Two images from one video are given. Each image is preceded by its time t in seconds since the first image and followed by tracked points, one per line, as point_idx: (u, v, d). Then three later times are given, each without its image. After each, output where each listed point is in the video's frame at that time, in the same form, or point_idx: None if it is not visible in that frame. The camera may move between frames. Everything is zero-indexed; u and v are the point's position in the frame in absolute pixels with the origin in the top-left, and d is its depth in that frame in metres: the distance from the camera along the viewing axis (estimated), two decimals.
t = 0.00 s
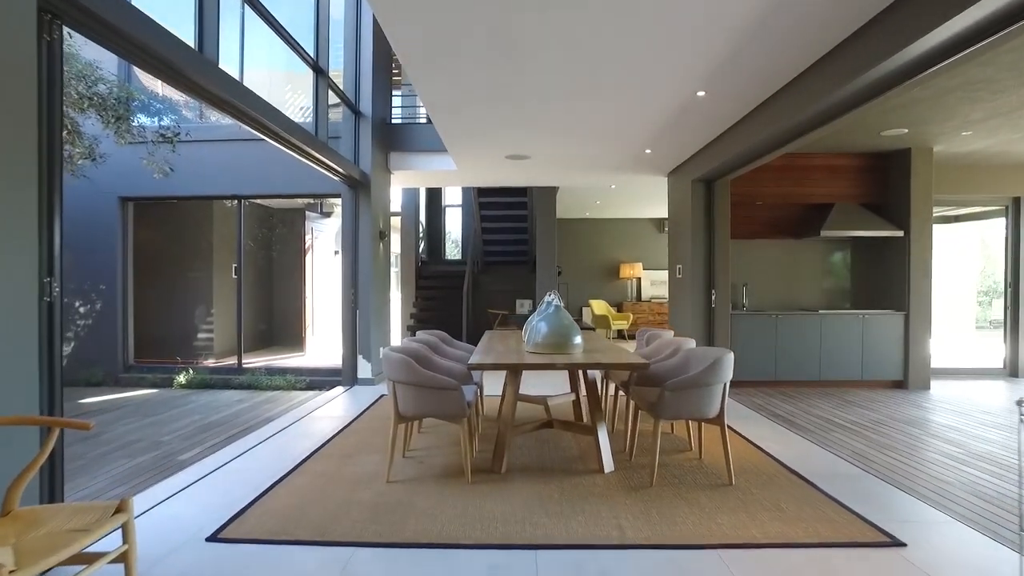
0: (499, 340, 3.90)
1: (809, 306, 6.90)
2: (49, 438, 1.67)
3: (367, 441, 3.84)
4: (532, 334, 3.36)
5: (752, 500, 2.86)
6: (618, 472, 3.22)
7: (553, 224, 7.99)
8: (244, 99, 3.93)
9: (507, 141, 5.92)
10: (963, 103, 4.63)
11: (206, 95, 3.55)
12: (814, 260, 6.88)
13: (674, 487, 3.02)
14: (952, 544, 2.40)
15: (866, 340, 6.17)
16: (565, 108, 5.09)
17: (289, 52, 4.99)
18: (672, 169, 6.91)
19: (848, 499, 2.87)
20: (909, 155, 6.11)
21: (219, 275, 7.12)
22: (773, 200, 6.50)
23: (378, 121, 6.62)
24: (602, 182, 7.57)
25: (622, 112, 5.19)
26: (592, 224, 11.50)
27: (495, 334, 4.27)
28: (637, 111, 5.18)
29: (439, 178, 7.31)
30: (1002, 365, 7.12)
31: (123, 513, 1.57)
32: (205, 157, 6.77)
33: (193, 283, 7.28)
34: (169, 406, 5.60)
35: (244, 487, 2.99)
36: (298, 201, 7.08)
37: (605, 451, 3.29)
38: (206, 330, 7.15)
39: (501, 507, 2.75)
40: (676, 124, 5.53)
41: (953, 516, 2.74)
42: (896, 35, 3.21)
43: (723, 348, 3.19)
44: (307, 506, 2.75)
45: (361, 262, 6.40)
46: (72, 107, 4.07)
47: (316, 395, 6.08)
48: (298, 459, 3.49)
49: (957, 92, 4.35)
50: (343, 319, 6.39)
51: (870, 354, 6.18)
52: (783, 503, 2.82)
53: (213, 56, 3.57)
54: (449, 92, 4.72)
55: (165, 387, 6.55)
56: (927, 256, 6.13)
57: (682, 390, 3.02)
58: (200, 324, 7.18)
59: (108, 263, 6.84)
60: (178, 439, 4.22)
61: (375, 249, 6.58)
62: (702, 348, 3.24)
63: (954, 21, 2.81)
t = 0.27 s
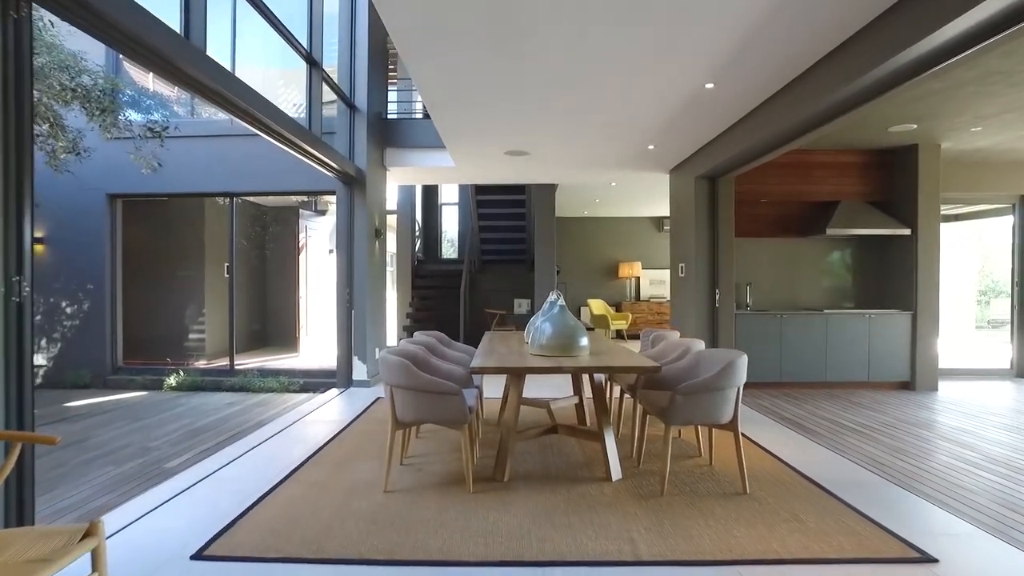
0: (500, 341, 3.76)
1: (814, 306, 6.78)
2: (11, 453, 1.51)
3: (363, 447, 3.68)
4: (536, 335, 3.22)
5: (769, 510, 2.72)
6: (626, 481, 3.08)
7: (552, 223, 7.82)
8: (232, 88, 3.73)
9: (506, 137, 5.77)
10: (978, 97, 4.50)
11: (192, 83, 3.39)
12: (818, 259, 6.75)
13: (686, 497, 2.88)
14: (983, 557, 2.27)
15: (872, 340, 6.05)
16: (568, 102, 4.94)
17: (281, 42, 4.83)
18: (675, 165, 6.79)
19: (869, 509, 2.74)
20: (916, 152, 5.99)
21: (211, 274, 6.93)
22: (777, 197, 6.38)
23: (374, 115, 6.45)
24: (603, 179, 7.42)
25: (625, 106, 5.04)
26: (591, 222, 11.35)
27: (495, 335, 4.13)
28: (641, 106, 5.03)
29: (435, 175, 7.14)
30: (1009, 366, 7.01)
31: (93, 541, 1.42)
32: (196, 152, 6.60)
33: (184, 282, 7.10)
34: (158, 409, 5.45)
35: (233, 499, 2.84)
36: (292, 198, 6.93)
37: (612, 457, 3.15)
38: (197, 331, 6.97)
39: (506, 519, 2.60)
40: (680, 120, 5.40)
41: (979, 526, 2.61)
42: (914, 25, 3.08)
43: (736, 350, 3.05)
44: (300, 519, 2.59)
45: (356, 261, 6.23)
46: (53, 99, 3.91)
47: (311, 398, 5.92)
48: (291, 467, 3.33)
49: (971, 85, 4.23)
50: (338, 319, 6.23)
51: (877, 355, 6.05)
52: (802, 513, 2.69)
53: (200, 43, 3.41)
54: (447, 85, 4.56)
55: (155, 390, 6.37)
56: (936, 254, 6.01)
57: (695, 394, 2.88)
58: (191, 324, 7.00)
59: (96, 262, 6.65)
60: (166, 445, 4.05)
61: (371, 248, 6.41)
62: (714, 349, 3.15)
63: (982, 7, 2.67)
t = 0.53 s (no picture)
0: (505, 344, 3.61)
1: (821, 306, 6.64)
2: None
3: (362, 456, 3.52)
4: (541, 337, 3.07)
5: (792, 524, 2.57)
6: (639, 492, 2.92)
7: (554, 221, 7.66)
8: (219, 75, 3.54)
9: (508, 133, 5.61)
10: (996, 92, 4.35)
11: (181, 73, 3.23)
12: (826, 259, 6.61)
13: (703, 509, 2.73)
14: None
15: (883, 342, 5.90)
16: (572, 96, 4.78)
17: (276, 33, 4.68)
18: (680, 163, 6.65)
19: (897, 523, 2.59)
20: (927, 149, 5.85)
21: (205, 274, 6.78)
22: (785, 195, 6.23)
23: (372, 111, 6.29)
24: (606, 177, 7.28)
25: (632, 101, 4.89)
26: (592, 221, 11.20)
27: (498, 339, 3.97)
28: (648, 101, 4.88)
29: (435, 172, 6.97)
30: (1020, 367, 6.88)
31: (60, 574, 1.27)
32: (190, 149, 6.43)
33: (178, 282, 6.93)
34: (150, 412, 5.30)
35: (224, 513, 2.68)
36: (287, 196, 6.77)
37: (624, 467, 3.00)
38: (191, 332, 6.82)
39: (514, 535, 2.45)
40: (688, 116, 5.25)
41: (1015, 541, 2.47)
42: (941, 13, 2.93)
43: (755, 354, 2.91)
44: (295, 536, 2.43)
45: (354, 260, 6.06)
46: (38, 91, 3.76)
47: (307, 402, 5.76)
48: (286, 477, 3.18)
49: (990, 80, 4.09)
50: (335, 320, 6.06)
51: (888, 357, 5.91)
52: (827, 528, 2.54)
53: (189, 30, 3.25)
54: (449, 79, 4.40)
55: (147, 393, 6.19)
56: (947, 254, 5.88)
57: (713, 400, 2.74)
58: (184, 324, 6.86)
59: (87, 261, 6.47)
60: (156, 451, 3.89)
61: (369, 247, 6.25)
62: (730, 354, 3.04)
63: None
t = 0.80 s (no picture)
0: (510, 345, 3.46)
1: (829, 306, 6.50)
2: None
3: (362, 463, 3.36)
4: (552, 340, 2.94)
5: (822, 537, 2.41)
6: (656, 502, 2.76)
7: (556, 219, 7.49)
8: (214, 62, 3.37)
9: (511, 127, 5.45)
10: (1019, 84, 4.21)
11: (171, 59, 3.07)
12: (836, 257, 6.46)
13: (726, 521, 2.57)
14: None
15: (895, 342, 5.76)
16: (580, 89, 4.63)
17: (272, 22, 4.53)
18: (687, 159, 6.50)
19: (933, 535, 2.44)
20: (941, 144, 5.71)
21: (199, 272, 6.60)
22: (795, 192, 6.08)
23: (371, 105, 6.12)
24: (609, 173, 7.12)
25: (641, 94, 4.74)
26: (593, 220, 11.05)
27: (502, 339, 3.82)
28: (657, 95, 4.73)
29: (435, 168, 6.81)
30: None
31: None
32: (182, 143, 6.24)
33: (171, 281, 6.75)
34: (142, 415, 5.13)
35: (215, 526, 2.51)
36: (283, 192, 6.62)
37: (639, 475, 2.84)
38: (184, 332, 6.64)
39: (527, 550, 2.29)
40: (697, 110, 5.10)
41: None
42: None
43: (779, 356, 2.75)
44: (292, 551, 2.27)
45: (353, 258, 5.89)
46: (22, 81, 3.59)
47: (304, 404, 5.59)
48: (283, 486, 3.01)
49: (1014, 71, 3.95)
50: (332, 320, 5.90)
51: (900, 357, 5.76)
52: (860, 541, 2.38)
53: (180, 14, 3.08)
54: (453, 70, 4.24)
55: (139, 395, 6.00)
56: (961, 252, 5.74)
57: (736, 405, 2.58)
58: (178, 325, 6.67)
59: (77, 260, 6.28)
60: (145, 458, 3.72)
61: (368, 245, 6.08)
62: (750, 355, 2.92)
63: None
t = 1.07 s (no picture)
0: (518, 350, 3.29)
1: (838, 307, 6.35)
2: None
3: (362, 474, 3.19)
4: (563, 344, 2.77)
5: (857, 558, 2.26)
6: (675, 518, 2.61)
7: (558, 218, 7.33)
8: (205, 51, 3.18)
9: (514, 124, 5.28)
10: None
11: (160, 48, 2.89)
12: (845, 257, 6.32)
13: (751, 539, 2.42)
14: None
15: (907, 344, 5.61)
16: (586, 85, 4.47)
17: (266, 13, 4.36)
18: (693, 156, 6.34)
19: (969, 552, 2.29)
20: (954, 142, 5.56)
21: (192, 272, 6.42)
22: (804, 192, 5.92)
23: (369, 101, 5.95)
24: (613, 171, 6.96)
25: (649, 90, 4.58)
26: (593, 219, 10.89)
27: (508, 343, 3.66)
28: (663, 91, 4.57)
29: (434, 166, 6.64)
30: None
31: None
32: (173, 139, 6.05)
33: (162, 282, 6.55)
34: (132, 421, 4.94)
35: (205, 545, 2.34)
36: (277, 190, 6.39)
37: (657, 488, 2.68)
38: (176, 334, 6.46)
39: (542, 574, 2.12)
40: (705, 107, 4.94)
41: None
42: None
43: (807, 363, 2.59)
44: None
45: (350, 258, 5.71)
46: None
47: (300, 410, 5.40)
48: (278, 499, 2.84)
49: None
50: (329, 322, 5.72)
51: (912, 360, 5.62)
52: (897, 562, 2.23)
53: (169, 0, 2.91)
54: (456, 64, 4.07)
55: (128, 399, 5.81)
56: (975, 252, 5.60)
57: (763, 415, 2.42)
58: (169, 326, 6.49)
59: (64, 260, 6.09)
60: (132, 468, 3.54)
61: (365, 244, 5.90)
62: (772, 361, 2.82)
63: None
